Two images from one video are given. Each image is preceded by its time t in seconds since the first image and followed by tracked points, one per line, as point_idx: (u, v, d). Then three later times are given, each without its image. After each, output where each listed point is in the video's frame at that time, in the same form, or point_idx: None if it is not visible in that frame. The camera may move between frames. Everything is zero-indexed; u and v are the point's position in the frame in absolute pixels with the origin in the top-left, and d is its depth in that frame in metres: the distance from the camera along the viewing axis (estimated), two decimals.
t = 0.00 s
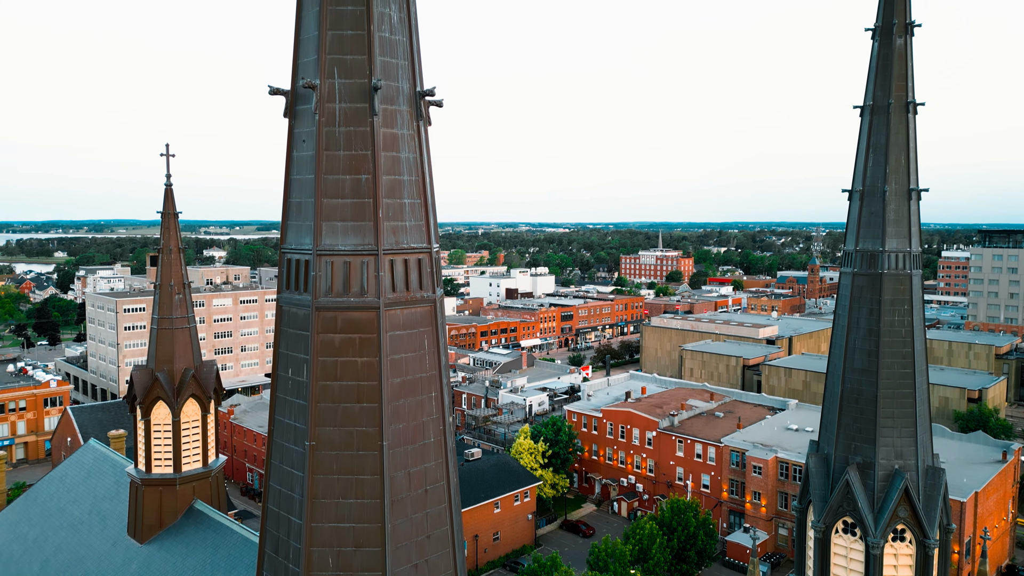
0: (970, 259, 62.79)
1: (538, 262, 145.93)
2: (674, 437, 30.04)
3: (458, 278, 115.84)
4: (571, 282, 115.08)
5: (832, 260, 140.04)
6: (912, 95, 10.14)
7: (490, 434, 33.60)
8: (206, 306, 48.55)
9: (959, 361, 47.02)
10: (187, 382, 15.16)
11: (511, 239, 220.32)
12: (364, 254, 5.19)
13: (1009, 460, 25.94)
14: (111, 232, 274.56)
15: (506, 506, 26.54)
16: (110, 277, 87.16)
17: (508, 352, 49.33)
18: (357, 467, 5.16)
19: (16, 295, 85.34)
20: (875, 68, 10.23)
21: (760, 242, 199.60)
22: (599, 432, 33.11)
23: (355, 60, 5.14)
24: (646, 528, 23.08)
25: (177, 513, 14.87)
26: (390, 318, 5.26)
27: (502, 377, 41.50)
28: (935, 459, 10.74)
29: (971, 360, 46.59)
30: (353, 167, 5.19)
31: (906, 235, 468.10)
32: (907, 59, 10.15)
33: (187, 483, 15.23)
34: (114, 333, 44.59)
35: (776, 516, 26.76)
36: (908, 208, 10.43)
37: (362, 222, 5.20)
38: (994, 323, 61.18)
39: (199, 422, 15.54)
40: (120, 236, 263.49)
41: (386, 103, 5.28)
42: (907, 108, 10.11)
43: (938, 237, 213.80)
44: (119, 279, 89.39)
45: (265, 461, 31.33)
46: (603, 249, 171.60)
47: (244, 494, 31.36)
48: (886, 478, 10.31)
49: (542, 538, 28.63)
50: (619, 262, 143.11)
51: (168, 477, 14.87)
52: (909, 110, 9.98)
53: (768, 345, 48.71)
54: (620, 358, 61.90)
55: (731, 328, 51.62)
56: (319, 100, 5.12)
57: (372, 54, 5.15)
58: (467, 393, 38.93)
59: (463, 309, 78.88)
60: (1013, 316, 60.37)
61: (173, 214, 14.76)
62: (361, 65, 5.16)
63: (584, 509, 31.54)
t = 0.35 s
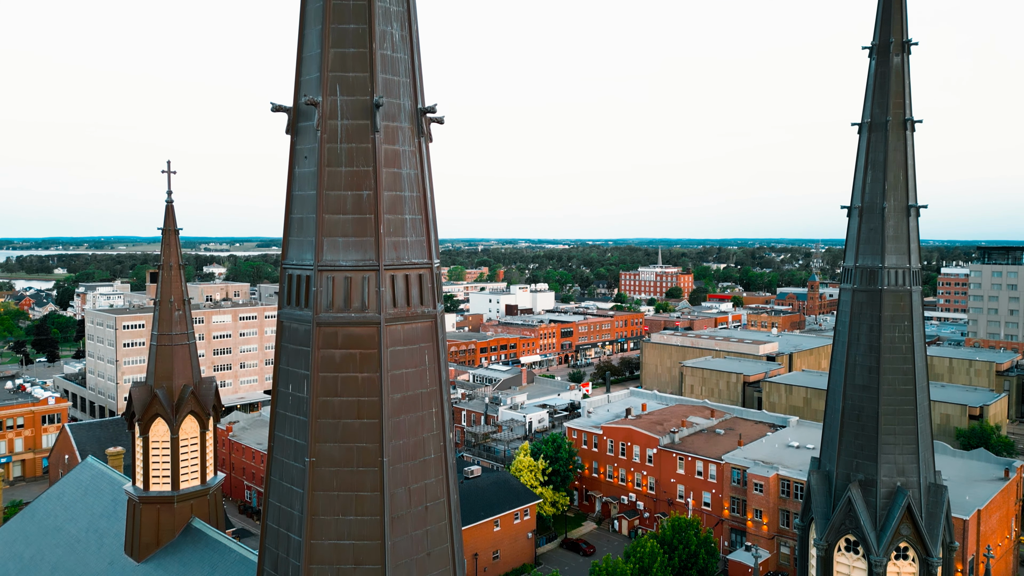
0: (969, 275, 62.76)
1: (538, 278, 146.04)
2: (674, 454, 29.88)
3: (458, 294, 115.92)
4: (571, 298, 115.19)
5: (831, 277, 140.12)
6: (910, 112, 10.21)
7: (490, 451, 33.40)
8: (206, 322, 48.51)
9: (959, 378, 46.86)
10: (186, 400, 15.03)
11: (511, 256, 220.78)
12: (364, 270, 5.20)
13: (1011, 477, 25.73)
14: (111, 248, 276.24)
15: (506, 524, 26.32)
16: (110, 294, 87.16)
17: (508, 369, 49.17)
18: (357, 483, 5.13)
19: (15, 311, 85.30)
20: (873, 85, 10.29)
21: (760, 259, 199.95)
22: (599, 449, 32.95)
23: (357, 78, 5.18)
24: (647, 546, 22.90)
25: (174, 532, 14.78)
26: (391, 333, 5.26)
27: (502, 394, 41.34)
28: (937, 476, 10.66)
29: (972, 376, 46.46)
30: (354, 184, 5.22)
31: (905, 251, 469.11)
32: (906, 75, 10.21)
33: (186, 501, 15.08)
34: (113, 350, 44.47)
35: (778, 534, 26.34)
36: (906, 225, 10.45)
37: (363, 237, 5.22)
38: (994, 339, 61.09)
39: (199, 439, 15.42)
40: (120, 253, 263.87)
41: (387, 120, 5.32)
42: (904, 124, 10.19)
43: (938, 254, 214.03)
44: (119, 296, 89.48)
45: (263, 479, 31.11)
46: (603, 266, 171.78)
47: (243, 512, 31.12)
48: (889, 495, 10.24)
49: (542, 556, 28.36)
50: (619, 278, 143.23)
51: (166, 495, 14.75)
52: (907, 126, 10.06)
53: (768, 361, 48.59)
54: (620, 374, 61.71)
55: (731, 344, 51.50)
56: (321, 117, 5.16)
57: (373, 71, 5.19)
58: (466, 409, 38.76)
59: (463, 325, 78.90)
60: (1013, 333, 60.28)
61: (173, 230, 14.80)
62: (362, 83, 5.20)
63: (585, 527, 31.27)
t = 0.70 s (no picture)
0: (969, 292, 62.79)
1: (538, 294, 145.98)
2: (674, 471, 29.64)
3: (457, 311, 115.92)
4: (570, 315, 115.26)
5: (831, 293, 140.26)
6: (907, 129, 10.32)
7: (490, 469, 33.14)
8: (205, 339, 48.40)
9: (960, 395, 46.80)
10: (185, 416, 14.93)
11: (510, 272, 221.04)
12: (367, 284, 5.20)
13: (1014, 495, 25.53)
14: (111, 264, 276.81)
15: (506, 541, 26.05)
16: (110, 311, 87.10)
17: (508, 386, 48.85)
18: (360, 502, 5.08)
19: (14, 328, 85.31)
20: (871, 102, 10.39)
21: (759, 275, 200.32)
22: (600, 466, 32.74)
23: (363, 94, 5.21)
24: (648, 564, 22.70)
25: (172, 549, 14.67)
26: (394, 349, 5.25)
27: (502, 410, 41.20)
28: (939, 493, 10.62)
29: (972, 394, 46.30)
30: (356, 200, 5.24)
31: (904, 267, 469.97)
32: (903, 92, 10.32)
33: (184, 519, 14.91)
34: (111, 366, 44.34)
35: (780, 553, 26.00)
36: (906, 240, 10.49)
37: (368, 247, 5.21)
38: (995, 356, 61.03)
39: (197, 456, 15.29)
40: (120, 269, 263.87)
41: (391, 137, 5.36)
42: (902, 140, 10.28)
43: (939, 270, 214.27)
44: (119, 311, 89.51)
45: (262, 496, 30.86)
46: (602, 282, 172.02)
47: (240, 529, 30.86)
48: (891, 513, 10.16)
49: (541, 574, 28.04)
50: (619, 294, 143.26)
51: (164, 512, 14.65)
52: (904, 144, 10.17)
53: (768, 378, 48.48)
54: (620, 391, 61.50)
55: (731, 360, 51.43)
56: (324, 133, 5.20)
57: (377, 88, 5.25)
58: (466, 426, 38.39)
59: (463, 341, 78.84)
60: (1013, 349, 60.28)
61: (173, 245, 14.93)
62: (368, 100, 5.24)
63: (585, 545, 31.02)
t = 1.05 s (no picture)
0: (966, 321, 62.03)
1: (536, 311, 145.71)
2: (675, 527, 28.42)
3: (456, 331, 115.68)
4: (569, 335, 115.01)
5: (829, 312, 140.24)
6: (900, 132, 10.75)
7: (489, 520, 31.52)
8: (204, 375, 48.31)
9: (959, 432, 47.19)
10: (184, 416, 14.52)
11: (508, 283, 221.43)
12: (371, 294, 4.81)
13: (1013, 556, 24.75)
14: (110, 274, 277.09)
15: None
16: (110, 334, 87.06)
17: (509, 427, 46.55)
18: (366, 528, 4.80)
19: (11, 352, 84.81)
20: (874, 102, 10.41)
21: (756, 287, 200.74)
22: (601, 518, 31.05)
23: (364, 90, 4.73)
24: None
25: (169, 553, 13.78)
26: (398, 362, 4.89)
27: (503, 455, 39.33)
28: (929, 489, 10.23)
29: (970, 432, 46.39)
30: (363, 197, 4.86)
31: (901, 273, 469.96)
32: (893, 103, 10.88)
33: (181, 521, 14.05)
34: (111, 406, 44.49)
35: None
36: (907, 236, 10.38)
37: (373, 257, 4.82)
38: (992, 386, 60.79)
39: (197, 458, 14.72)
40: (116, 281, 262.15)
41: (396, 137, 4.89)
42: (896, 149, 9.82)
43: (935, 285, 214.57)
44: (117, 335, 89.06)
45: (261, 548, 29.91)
46: (601, 296, 172.12)
47: None
48: (897, 524, 9.50)
49: None
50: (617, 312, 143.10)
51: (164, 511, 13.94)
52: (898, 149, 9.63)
53: (768, 416, 48.28)
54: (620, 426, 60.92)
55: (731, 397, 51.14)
56: (328, 133, 4.96)
57: (380, 92, 4.76)
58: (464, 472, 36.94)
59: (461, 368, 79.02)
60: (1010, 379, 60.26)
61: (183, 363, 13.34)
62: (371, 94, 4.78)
63: (583, 545, 30.98)
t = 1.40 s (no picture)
0: (966, 323, 61.71)
1: (537, 313, 145.30)
2: (675, 529, 27.72)
3: (456, 332, 115.44)
4: (569, 336, 114.69)
5: (830, 312, 139.78)
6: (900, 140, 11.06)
7: (490, 523, 31.51)
8: (205, 378, 48.41)
9: (959, 434, 47.22)
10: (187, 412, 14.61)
11: (508, 284, 220.61)
12: (374, 299, 6.04)
13: (1013, 559, 23.84)
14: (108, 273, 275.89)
15: None
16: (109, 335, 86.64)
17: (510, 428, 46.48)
18: (368, 494, 5.90)
19: (12, 353, 85.05)
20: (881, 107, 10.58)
21: (757, 288, 200.04)
22: (599, 521, 30.70)
23: (369, 134, 6.04)
24: None
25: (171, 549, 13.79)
26: (397, 355, 6.04)
27: (503, 455, 39.09)
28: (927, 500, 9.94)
29: (972, 432, 46.80)
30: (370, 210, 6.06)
31: (903, 273, 468.31)
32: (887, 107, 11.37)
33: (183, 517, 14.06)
34: (111, 408, 44.36)
35: None
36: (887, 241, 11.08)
37: (375, 267, 6.06)
38: (993, 389, 59.19)
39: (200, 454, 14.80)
40: (117, 281, 261.93)
41: (396, 171, 6.17)
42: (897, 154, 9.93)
43: (940, 286, 212.46)
44: (118, 337, 89.13)
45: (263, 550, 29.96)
46: (601, 297, 171.57)
47: None
48: (900, 532, 9.30)
49: None
50: (618, 312, 142.52)
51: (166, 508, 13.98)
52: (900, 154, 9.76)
53: (767, 418, 48.29)
54: (620, 427, 60.92)
55: (731, 398, 51.15)
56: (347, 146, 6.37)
57: (383, 116, 6.03)
58: (465, 474, 36.77)
59: (462, 370, 78.93)
60: (1011, 382, 58.61)
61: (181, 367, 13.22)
62: (374, 136, 6.08)
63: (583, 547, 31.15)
